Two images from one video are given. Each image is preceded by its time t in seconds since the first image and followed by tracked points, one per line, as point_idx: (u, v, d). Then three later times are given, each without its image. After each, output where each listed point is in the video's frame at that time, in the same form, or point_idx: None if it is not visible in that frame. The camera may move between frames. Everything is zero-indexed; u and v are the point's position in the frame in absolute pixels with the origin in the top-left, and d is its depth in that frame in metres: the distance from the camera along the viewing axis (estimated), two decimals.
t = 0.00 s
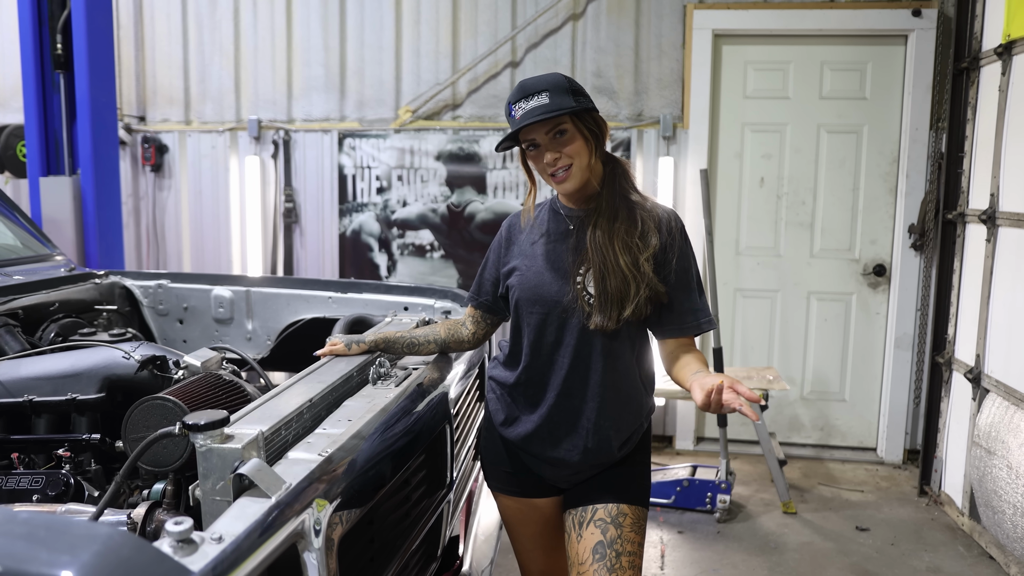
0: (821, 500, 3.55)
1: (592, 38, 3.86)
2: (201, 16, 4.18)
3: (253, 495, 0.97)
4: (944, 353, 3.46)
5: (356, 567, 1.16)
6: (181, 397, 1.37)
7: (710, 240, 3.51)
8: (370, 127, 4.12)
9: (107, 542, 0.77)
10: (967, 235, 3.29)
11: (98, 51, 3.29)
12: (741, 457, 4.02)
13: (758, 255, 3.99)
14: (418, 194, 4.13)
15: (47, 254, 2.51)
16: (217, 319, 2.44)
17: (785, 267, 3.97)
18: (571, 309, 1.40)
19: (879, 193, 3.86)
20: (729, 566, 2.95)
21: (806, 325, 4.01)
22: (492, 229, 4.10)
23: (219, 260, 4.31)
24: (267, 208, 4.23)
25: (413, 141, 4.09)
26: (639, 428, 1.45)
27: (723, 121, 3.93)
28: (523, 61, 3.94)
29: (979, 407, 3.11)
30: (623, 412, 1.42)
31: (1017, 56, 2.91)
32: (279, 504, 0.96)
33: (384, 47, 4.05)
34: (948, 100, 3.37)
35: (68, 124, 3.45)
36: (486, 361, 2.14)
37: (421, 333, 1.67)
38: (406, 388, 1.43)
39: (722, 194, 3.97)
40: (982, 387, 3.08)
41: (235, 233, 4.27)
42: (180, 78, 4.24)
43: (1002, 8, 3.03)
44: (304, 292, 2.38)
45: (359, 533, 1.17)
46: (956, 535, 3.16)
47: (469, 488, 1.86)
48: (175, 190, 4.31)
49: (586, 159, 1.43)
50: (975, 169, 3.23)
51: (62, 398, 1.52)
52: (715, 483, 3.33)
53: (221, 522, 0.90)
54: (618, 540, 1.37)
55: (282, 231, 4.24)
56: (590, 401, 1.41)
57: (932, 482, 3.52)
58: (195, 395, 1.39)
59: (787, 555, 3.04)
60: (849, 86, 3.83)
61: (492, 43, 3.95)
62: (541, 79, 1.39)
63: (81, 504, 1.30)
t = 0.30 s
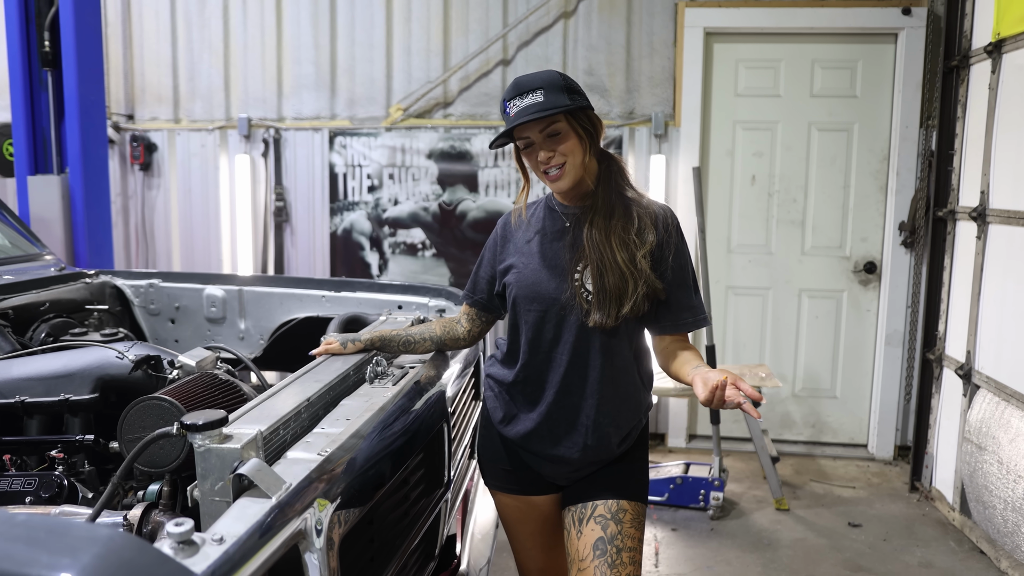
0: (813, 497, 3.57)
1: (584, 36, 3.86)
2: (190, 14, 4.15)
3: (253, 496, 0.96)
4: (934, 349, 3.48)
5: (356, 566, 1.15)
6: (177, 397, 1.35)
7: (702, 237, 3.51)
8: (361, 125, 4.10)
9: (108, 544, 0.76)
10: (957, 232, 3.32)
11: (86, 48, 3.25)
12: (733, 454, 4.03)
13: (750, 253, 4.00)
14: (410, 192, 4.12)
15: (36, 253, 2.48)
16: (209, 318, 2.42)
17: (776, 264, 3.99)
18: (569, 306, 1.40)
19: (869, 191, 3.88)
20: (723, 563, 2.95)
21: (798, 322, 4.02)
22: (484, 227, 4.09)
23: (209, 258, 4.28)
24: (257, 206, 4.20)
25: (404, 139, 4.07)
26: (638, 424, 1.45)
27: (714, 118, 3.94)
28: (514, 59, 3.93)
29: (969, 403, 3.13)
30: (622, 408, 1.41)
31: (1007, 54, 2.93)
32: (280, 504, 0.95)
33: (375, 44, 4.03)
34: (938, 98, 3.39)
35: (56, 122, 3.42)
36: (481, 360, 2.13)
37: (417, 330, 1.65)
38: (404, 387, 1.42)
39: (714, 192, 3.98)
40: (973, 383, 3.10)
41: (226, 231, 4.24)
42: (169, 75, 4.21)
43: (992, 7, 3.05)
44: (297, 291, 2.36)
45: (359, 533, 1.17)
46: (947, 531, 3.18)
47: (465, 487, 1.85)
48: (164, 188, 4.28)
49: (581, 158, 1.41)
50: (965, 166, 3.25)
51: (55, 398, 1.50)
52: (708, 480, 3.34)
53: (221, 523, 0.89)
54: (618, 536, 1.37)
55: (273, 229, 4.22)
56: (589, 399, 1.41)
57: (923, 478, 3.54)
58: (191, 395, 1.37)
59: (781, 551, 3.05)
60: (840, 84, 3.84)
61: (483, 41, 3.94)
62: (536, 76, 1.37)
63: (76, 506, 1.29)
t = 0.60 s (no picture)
0: (802, 493, 3.59)
1: (573, 34, 3.86)
2: (176, 10, 4.11)
3: (245, 496, 0.95)
4: (922, 346, 3.51)
5: (350, 566, 1.14)
6: (166, 397, 1.34)
7: (691, 235, 3.52)
8: (349, 123, 4.07)
9: (99, 546, 0.75)
10: (944, 229, 3.34)
11: (71, 45, 3.22)
12: (722, 451, 4.05)
13: (738, 250, 4.01)
14: (399, 190, 4.10)
15: (22, 252, 2.45)
16: (197, 317, 2.40)
17: (765, 261, 4.00)
18: (562, 305, 1.40)
19: (857, 188, 3.90)
20: (713, 560, 2.97)
21: (786, 319, 4.04)
22: (473, 225, 4.08)
23: (197, 256, 4.25)
24: (245, 205, 4.17)
25: (393, 137, 4.06)
26: (631, 422, 1.45)
27: (703, 116, 3.95)
28: (503, 57, 3.93)
29: (956, 399, 3.15)
30: (615, 406, 1.41)
31: (993, 52, 2.95)
32: (271, 504, 0.94)
33: (363, 41, 4.01)
34: (925, 96, 3.41)
35: (41, 119, 3.39)
36: (472, 358, 2.13)
37: (408, 328, 1.64)
38: (395, 386, 1.42)
39: (703, 189, 3.99)
40: (960, 379, 3.13)
41: (213, 229, 4.21)
42: (156, 73, 4.17)
43: (978, 5, 3.08)
44: (286, 290, 2.35)
45: (352, 533, 1.16)
46: (935, 526, 3.21)
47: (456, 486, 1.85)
48: (151, 187, 4.24)
49: (572, 154, 1.41)
50: (952, 164, 3.27)
51: (41, 398, 1.49)
52: (698, 477, 3.35)
53: (213, 523, 0.88)
54: (613, 534, 1.37)
55: (261, 228, 4.19)
56: (582, 397, 1.41)
57: (911, 474, 3.57)
58: (180, 394, 1.36)
59: (770, 547, 3.06)
60: (827, 82, 3.86)
61: (472, 39, 3.93)
62: (525, 72, 1.36)
63: (65, 507, 1.27)
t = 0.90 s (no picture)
0: (791, 491, 3.60)
1: (561, 33, 3.86)
2: (162, 9, 4.08)
3: (229, 499, 0.94)
4: (909, 344, 3.53)
5: (335, 568, 1.14)
6: (151, 399, 1.33)
7: (680, 234, 3.53)
8: (337, 122, 4.06)
9: (81, 551, 0.74)
10: (930, 227, 3.36)
11: (56, 43, 3.19)
12: (711, 450, 4.06)
13: (726, 249, 4.03)
14: (387, 189, 4.09)
15: (5, 252, 2.43)
16: (184, 318, 2.38)
17: (753, 260, 4.02)
18: (551, 308, 1.40)
19: (844, 187, 3.93)
20: (701, 558, 2.97)
21: (774, 317, 4.06)
22: (462, 225, 4.07)
23: (184, 257, 4.22)
24: (232, 204, 4.15)
25: (381, 136, 4.05)
26: (619, 424, 1.45)
27: (691, 116, 3.96)
28: (491, 56, 3.92)
29: (943, 396, 3.18)
30: (601, 408, 1.41)
31: (978, 52, 2.97)
32: (256, 508, 0.93)
33: (351, 40, 3.99)
34: (911, 95, 3.43)
35: (25, 118, 3.35)
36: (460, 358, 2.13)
37: (395, 326, 1.63)
38: (381, 386, 1.41)
39: (691, 188, 4.00)
40: (946, 376, 3.15)
41: (201, 229, 4.18)
42: (142, 72, 4.14)
43: (963, 5, 3.10)
44: (273, 290, 2.33)
45: (338, 534, 1.15)
46: (922, 523, 3.23)
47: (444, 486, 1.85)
48: (137, 186, 4.21)
49: (564, 172, 1.40)
50: (938, 163, 3.30)
51: (25, 401, 1.47)
52: (687, 475, 3.35)
53: (197, 526, 0.88)
54: (595, 534, 1.36)
55: (248, 227, 4.17)
56: (568, 397, 1.41)
57: (898, 471, 3.59)
58: (165, 395, 1.35)
59: (759, 545, 3.08)
60: (814, 82, 3.88)
61: (460, 37, 3.93)
62: (509, 95, 1.34)
63: (49, 510, 1.26)
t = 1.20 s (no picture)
0: (791, 492, 3.59)
1: (559, 34, 3.85)
2: (161, 11, 4.08)
3: (220, 504, 0.94)
4: (909, 344, 3.52)
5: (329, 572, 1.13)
6: (144, 403, 1.33)
7: (679, 235, 3.52)
8: (336, 124, 4.05)
9: (68, 557, 0.73)
10: (930, 227, 3.35)
11: (54, 46, 3.18)
12: (711, 451, 4.05)
13: (726, 249, 4.02)
14: (386, 191, 4.08)
15: (2, 255, 2.42)
16: (181, 320, 2.38)
17: (753, 260, 4.01)
18: (542, 308, 1.39)
19: (843, 187, 3.92)
20: (701, 560, 2.97)
21: (774, 318, 4.05)
22: (461, 226, 4.07)
23: (183, 259, 4.22)
24: (231, 206, 4.15)
25: (380, 137, 4.04)
26: (615, 424, 1.44)
27: (690, 116, 3.95)
28: (490, 57, 3.91)
29: (943, 397, 3.17)
30: (595, 409, 1.40)
31: (977, 51, 2.96)
32: (246, 513, 0.93)
33: (349, 42, 3.99)
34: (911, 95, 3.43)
35: (24, 121, 3.34)
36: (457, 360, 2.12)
37: (390, 327, 1.62)
38: (376, 389, 1.41)
39: (690, 188, 4.00)
40: (946, 377, 3.14)
41: (200, 231, 4.18)
42: (141, 74, 4.14)
43: (962, 5, 3.09)
44: (270, 292, 2.33)
45: (331, 538, 1.15)
46: (922, 524, 3.22)
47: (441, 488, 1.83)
48: (137, 189, 4.21)
49: (558, 171, 1.39)
50: (937, 163, 3.29)
51: (19, 404, 1.46)
52: (687, 477, 3.34)
53: (187, 531, 0.87)
54: (595, 533, 1.35)
55: (247, 229, 4.17)
56: (562, 398, 1.41)
57: (898, 472, 3.58)
58: (158, 400, 1.35)
59: (758, 547, 3.07)
60: (813, 82, 3.87)
61: (458, 39, 3.92)
62: (507, 90, 1.33)
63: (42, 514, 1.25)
